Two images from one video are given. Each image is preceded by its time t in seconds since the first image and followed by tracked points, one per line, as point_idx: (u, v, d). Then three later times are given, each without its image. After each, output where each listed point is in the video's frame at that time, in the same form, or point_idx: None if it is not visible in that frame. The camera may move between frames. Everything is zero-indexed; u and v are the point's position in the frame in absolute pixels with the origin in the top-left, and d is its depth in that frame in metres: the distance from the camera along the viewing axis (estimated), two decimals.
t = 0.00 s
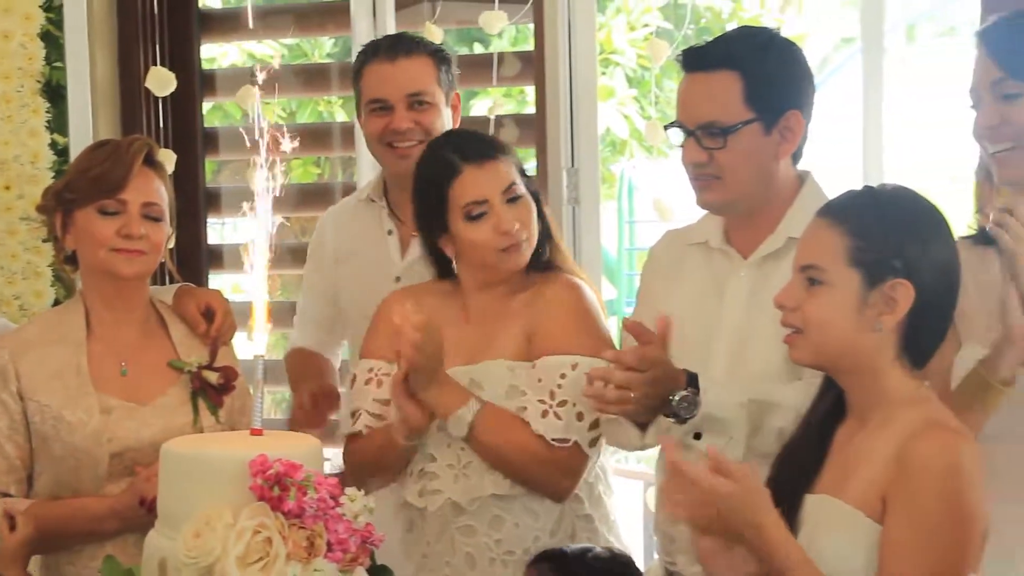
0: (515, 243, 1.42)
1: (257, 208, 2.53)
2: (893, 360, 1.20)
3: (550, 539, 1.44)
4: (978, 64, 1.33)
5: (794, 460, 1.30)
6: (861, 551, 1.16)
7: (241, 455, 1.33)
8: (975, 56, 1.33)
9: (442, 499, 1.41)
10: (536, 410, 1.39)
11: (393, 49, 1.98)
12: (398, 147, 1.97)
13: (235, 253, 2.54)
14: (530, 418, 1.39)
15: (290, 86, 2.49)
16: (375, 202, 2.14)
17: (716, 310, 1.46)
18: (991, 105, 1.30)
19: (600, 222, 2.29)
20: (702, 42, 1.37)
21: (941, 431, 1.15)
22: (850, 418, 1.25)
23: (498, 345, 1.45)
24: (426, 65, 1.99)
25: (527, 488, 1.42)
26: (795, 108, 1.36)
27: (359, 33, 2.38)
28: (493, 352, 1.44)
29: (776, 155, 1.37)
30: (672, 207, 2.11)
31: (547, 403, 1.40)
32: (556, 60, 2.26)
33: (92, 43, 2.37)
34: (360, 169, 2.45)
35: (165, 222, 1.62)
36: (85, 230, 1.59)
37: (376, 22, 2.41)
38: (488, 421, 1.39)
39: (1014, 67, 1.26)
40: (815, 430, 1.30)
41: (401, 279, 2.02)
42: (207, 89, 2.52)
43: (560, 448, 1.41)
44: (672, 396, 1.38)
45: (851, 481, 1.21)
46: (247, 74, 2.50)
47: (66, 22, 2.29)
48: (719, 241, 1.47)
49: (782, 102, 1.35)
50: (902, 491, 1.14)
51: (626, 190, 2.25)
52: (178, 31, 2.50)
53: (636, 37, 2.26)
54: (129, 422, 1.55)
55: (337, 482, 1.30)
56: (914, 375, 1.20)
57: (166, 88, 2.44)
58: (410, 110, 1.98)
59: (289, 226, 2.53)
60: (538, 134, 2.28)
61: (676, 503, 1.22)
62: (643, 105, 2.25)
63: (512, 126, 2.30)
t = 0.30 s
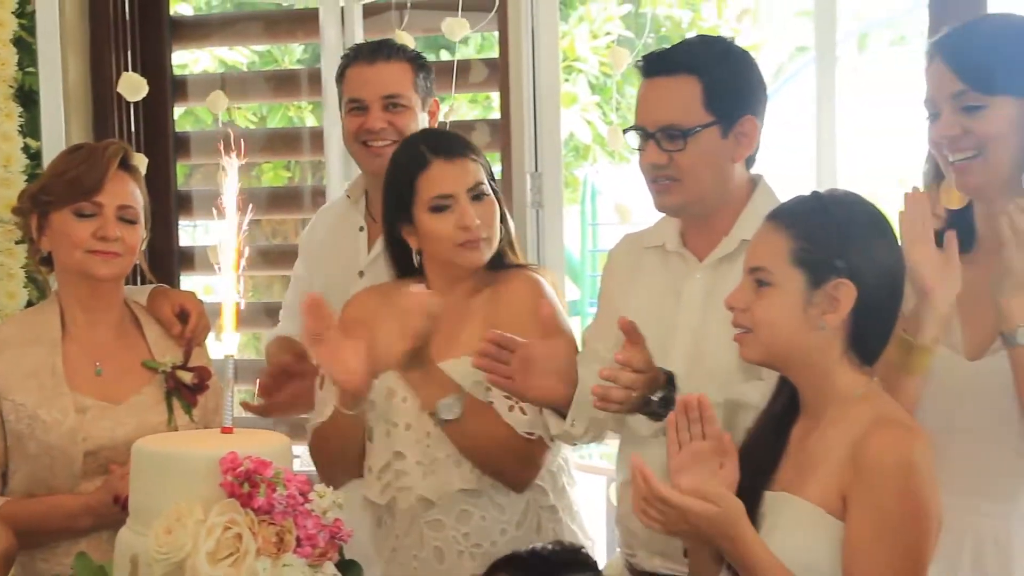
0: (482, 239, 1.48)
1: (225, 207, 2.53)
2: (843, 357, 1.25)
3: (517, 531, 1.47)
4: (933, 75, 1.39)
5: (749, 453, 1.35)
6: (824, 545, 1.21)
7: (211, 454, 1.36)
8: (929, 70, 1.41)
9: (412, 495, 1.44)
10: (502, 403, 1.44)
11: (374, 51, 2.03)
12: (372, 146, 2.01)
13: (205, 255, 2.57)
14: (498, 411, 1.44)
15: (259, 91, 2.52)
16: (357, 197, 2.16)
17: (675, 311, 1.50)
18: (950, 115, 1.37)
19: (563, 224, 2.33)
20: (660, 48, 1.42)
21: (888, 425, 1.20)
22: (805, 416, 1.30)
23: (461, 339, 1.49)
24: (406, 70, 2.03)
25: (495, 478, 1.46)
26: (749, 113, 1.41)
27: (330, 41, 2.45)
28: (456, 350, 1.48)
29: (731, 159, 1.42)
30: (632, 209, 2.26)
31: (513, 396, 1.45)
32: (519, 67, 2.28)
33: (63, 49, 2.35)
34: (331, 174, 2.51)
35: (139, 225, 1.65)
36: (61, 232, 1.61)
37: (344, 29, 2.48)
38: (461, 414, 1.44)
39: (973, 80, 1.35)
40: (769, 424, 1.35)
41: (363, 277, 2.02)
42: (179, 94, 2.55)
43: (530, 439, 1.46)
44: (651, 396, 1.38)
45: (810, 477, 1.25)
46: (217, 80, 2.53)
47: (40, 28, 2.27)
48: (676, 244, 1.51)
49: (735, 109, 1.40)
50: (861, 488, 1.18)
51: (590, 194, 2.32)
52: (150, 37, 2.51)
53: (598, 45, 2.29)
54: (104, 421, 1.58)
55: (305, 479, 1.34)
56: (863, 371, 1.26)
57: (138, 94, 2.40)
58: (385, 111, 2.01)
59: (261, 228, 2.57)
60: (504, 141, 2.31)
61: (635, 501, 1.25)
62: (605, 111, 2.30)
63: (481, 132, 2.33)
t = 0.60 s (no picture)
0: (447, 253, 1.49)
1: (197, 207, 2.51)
2: (807, 356, 1.29)
3: (485, 537, 1.50)
4: (922, 103, 1.40)
5: (715, 451, 1.39)
6: (792, 537, 1.24)
7: (180, 454, 1.38)
8: (915, 96, 1.42)
9: (379, 500, 1.47)
10: (472, 411, 1.45)
11: (359, 53, 2.05)
12: (355, 144, 2.02)
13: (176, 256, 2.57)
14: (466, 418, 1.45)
15: (228, 94, 2.58)
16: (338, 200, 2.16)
17: (632, 314, 1.55)
18: (942, 145, 1.39)
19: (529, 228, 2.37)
20: (633, 54, 1.48)
21: (852, 423, 1.24)
22: (771, 414, 1.34)
23: (434, 349, 1.51)
24: (391, 73, 2.04)
25: (465, 484, 1.48)
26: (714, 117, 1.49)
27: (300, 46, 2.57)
28: (432, 358, 1.50)
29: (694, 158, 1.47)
30: (597, 212, 2.28)
31: (482, 404, 1.45)
32: (486, 75, 2.31)
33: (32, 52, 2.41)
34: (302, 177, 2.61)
35: (112, 226, 1.67)
36: (34, 233, 1.62)
37: (314, 34, 2.59)
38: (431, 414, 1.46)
39: (967, 111, 1.37)
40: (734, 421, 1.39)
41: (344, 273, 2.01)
42: (149, 98, 2.54)
43: (497, 447, 1.46)
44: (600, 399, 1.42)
45: (778, 474, 1.28)
46: (188, 84, 2.56)
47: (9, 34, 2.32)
48: (633, 248, 1.57)
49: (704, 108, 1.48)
50: (828, 482, 1.22)
51: (556, 197, 2.35)
52: (119, 38, 2.51)
53: (563, 50, 2.33)
54: (76, 420, 1.60)
55: (275, 477, 1.36)
56: (826, 368, 1.30)
57: (109, 98, 2.47)
58: (369, 111, 2.03)
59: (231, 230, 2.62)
60: (471, 145, 2.35)
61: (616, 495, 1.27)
62: (571, 115, 2.34)
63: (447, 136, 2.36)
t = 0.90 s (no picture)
0: (382, 245, 1.56)
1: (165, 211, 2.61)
2: (770, 356, 1.31)
3: (451, 530, 1.55)
4: (904, 111, 1.43)
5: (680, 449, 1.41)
6: (755, 534, 1.26)
7: (154, 450, 1.41)
8: (898, 102, 1.44)
9: (346, 497, 1.51)
10: (429, 400, 1.50)
11: (341, 57, 2.08)
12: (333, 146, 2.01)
13: (149, 257, 2.59)
14: (425, 409, 1.50)
15: (200, 99, 2.58)
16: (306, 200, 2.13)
17: (596, 307, 1.58)
18: (921, 152, 1.42)
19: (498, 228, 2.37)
20: (602, 60, 1.52)
21: (813, 422, 1.26)
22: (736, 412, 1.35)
23: (389, 343, 1.58)
24: (369, 76, 2.06)
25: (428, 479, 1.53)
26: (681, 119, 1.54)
27: (269, 51, 2.58)
28: (385, 353, 1.57)
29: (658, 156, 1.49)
30: (563, 214, 2.36)
31: (439, 392, 1.51)
32: (454, 68, 2.24)
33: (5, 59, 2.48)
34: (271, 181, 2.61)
35: (83, 228, 1.68)
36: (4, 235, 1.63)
37: (284, 39, 2.59)
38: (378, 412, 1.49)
39: (947, 120, 1.41)
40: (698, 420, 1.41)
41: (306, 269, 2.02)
42: (122, 101, 2.57)
43: (455, 433, 1.52)
44: (556, 391, 1.47)
45: (744, 471, 1.29)
46: (160, 87, 2.56)
47: None
48: (596, 247, 1.60)
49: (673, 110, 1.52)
50: (792, 478, 1.24)
51: (524, 199, 2.37)
52: (93, 46, 2.54)
53: (530, 56, 2.34)
54: (47, 419, 1.62)
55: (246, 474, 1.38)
56: (790, 368, 1.32)
57: (81, 101, 2.52)
58: (348, 113, 2.04)
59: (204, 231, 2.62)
60: (438, 149, 2.28)
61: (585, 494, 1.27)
62: (537, 119, 2.36)
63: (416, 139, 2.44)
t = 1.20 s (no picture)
0: (369, 237, 1.59)
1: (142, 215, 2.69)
2: (732, 353, 1.33)
3: (415, 523, 1.59)
4: (858, 110, 1.48)
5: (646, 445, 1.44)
6: (712, 530, 1.29)
7: (126, 450, 1.42)
8: (855, 103, 1.49)
9: (311, 489, 1.54)
10: (402, 392, 1.56)
11: (313, 60, 2.09)
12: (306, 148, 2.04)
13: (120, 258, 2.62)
14: (398, 400, 1.55)
15: (173, 101, 2.60)
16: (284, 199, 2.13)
17: (562, 308, 1.62)
18: (874, 150, 1.47)
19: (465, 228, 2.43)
20: (572, 62, 1.54)
21: (772, 418, 1.29)
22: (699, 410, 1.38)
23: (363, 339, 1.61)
24: (342, 80, 2.08)
25: (396, 471, 1.57)
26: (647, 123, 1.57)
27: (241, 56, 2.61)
28: (358, 348, 1.61)
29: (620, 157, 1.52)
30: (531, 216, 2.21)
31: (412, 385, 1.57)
32: (423, 67, 2.41)
33: None
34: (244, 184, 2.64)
35: (55, 230, 1.69)
36: None
37: (255, 44, 2.63)
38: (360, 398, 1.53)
39: (900, 119, 1.45)
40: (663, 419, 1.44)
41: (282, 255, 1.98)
42: (93, 104, 2.60)
43: (425, 426, 1.57)
44: (535, 389, 1.49)
45: (704, 467, 1.32)
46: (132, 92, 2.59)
47: None
48: (562, 248, 1.63)
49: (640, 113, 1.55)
50: (748, 476, 1.27)
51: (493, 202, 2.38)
52: (64, 49, 2.59)
53: (499, 60, 2.38)
54: (17, 420, 1.62)
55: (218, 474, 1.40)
56: (752, 366, 1.34)
57: (52, 104, 2.55)
58: (322, 115, 2.06)
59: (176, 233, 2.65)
60: (408, 152, 2.43)
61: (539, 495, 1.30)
62: (507, 122, 2.36)
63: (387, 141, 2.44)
